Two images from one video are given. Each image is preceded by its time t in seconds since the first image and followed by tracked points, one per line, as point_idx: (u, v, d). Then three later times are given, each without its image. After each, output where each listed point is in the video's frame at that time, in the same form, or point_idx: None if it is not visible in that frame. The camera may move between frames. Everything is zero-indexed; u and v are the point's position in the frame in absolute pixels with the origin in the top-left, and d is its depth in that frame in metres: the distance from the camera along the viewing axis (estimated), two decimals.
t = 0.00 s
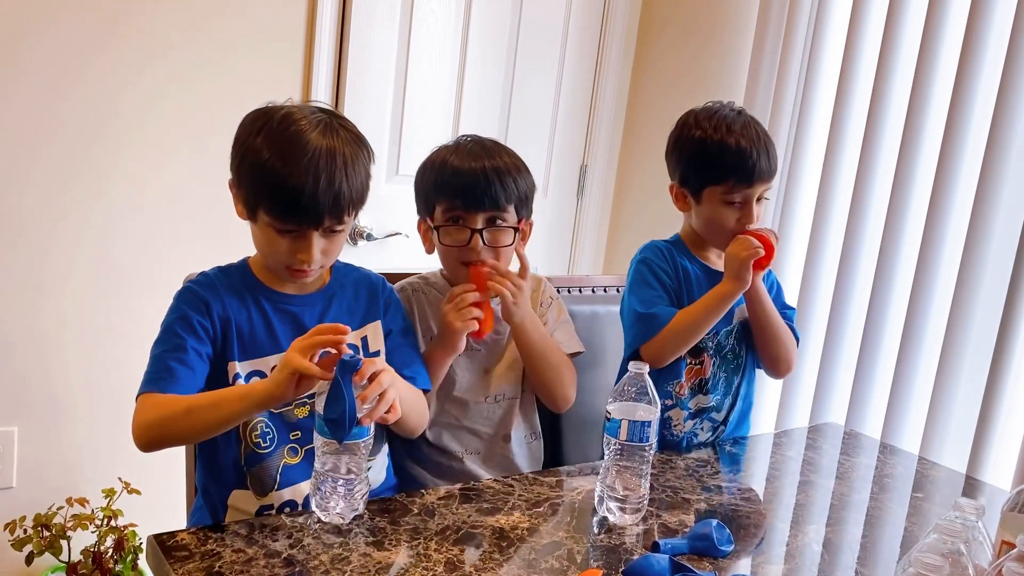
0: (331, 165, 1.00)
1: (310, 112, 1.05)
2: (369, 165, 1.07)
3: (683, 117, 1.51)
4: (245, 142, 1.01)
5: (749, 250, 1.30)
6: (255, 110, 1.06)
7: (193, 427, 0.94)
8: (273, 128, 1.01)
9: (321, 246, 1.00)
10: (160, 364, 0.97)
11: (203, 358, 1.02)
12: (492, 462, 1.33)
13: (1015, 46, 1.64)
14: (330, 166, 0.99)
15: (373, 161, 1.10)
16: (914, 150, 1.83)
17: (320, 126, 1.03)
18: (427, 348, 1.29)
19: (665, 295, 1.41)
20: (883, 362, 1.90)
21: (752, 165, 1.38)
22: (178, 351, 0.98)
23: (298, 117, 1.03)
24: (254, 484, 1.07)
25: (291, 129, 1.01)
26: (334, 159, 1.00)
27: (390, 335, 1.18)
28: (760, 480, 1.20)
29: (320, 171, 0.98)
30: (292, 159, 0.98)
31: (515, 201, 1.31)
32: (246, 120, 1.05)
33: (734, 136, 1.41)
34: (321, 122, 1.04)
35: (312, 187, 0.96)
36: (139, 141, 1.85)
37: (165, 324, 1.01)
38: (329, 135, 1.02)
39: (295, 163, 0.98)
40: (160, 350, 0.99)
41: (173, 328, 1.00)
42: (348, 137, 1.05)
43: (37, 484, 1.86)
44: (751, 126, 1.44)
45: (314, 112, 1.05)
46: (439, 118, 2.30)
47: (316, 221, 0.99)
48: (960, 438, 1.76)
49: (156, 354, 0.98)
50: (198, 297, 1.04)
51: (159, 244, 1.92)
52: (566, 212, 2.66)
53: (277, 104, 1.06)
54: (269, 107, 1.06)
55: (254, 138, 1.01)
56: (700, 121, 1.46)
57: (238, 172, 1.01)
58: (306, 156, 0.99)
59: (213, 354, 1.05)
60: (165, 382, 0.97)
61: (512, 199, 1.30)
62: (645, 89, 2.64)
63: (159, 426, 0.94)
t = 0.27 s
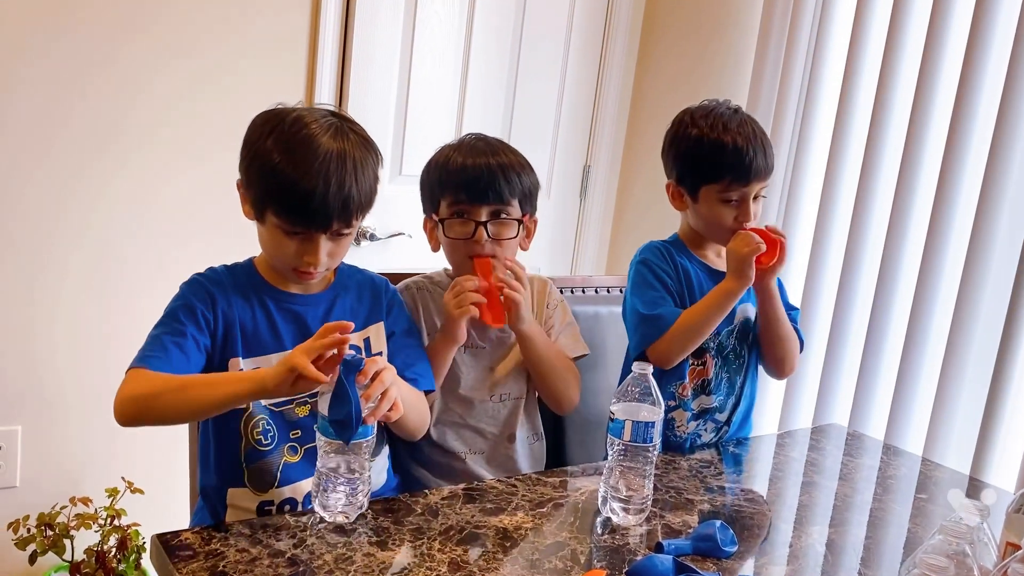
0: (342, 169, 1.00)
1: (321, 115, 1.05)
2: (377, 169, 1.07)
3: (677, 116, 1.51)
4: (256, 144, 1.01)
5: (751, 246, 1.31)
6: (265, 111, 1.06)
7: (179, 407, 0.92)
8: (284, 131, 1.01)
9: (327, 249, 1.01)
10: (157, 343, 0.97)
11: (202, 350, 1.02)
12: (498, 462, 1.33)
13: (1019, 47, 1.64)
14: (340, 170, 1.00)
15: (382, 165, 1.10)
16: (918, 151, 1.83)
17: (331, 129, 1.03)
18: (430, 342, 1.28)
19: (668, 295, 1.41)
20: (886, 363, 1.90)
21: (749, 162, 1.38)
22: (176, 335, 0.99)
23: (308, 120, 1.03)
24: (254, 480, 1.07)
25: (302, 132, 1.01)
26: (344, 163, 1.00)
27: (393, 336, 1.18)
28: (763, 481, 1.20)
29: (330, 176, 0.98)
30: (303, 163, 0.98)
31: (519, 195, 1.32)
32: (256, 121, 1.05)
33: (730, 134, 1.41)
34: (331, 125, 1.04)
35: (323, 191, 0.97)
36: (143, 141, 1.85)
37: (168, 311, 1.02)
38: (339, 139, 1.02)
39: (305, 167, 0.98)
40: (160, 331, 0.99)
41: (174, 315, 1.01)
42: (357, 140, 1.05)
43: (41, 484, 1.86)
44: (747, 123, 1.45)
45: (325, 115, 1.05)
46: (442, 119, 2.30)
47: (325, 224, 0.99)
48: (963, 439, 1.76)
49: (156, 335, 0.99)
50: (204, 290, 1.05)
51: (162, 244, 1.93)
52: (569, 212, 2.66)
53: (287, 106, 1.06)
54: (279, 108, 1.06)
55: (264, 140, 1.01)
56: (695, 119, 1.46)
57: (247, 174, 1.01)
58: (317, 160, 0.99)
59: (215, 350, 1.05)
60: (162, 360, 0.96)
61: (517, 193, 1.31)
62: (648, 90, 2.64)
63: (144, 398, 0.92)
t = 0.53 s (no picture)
0: (346, 169, 1.00)
1: (325, 115, 1.05)
2: (381, 169, 1.07)
3: (667, 119, 1.53)
4: (260, 144, 1.01)
5: (751, 238, 1.31)
6: (270, 111, 1.06)
7: (179, 395, 0.91)
8: (289, 131, 1.01)
9: (332, 249, 1.01)
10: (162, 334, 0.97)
11: (205, 345, 1.02)
12: (497, 464, 1.33)
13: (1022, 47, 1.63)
14: (344, 169, 1.00)
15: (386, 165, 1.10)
16: (920, 151, 1.82)
17: (335, 129, 1.03)
18: (430, 338, 1.29)
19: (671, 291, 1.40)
20: (888, 364, 1.89)
21: (738, 151, 1.39)
22: (182, 327, 0.99)
23: (313, 120, 1.03)
24: (255, 477, 1.07)
25: (306, 132, 1.01)
26: (348, 163, 1.01)
27: (395, 336, 1.18)
28: (765, 482, 1.20)
29: (334, 175, 0.98)
30: (307, 162, 0.98)
31: (524, 195, 1.32)
32: (260, 121, 1.05)
33: (717, 126, 1.42)
34: (336, 125, 1.04)
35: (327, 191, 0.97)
36: (146, 141, 1.86)
37: (173, 305, 1.02)
38: (343, 139, 1.02)
39: (310, 167, 0.98)
40: (165, 322, 0.99)
41: (179, 308, 1.01)
42: (361, 140, 1.05)
43: (44, 483, 1.86)
44: (736, 116, 1.46)
45: (329, 116, 1.05)
46: (445, 119, 2.30)
47: (330, 224, 0.99)
48: (966, 440, 1.76)
49: (161, 325, 0.98)
50: (210, 286, 1.05)
51: (165, 243, 1.93)
52: (571, 213, 2.66)
53: (292, 106, 1.07)
54: (283, 109, 1.06)
55: (269, 141, 1.01)
56: (683, 117, 1.49)
57: (252, 174, 1.01)
58: (322, 159, 0.99)
59: (218, 348, 1.05)
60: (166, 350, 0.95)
61: (522, 193, 1.31)
62: (650, 90, 2.64)
63: (144, 382, 0.91)
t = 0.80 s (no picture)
0: (350, 168, 1.00)
1: (328, 115, 1.05)
2: (384, 168, 1.07)
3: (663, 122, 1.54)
4: (263, 144, 1.01)
5: (749, 228, 1.30)
6: (273, 110, 1.06)
7: (186, 395, 0.92)
8: (292, 130, 1.01)
9: (334, 248, 1.01)
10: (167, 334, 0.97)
11: (209, 344, 1.02)
12: (497, 464, 1.33)
13: None
14: (348, 169, 1.00)
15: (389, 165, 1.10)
16: (922, 151, 1.82)
17: (339, 129, 1.03)
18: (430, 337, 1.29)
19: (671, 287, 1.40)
20: (890, 364, 1.89)
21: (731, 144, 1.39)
22: (186, 327, 0.99)
23: (316, 120, 1.03)
24: (256, 475, 1.07)
25: (310, 132, 1.01)
26: (352, 162, 1.01)
27: (397, 335, 1.18)
28: (766, 482, 1.20)
29: (338, 175, 0.99)
30: (311, 161, 0.99)
31: (524, 197, 1.32)
32: (263, 121, 1.05)
33: (711, 122, 1.43)
34: (339, 125, 1.04)
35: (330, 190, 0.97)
36: (148, 141, 1.86)
37: (177, 304, 1.02)
38: (347, 138, 1.03)
39: (313, 166, 0.98)
40: (170, 322, 0.99)
41: (183, 307, 1.01)
42: (365, 140, 1.05)
43: (46, 482, 1.87)
44: (730, 112, 1.46)
45: (332, 116, 1.06)
46: (447, 119, 2.30)
47: (333, 223, 0.99)
48: (968, 441, 1.76)
49: (165, 326, 0.98)
50: (212, 286, 1.05)
51: (166, 243, 1.93)
52: (573, 213, 2.66)
53: (295, 106, 1.07)
54: (287, 108, 1.06)
55: (272, 140, 1.01)
56: (678, 116, 1.49)
57: (256, 174, 1.01)
58: (325, 158, 0.99)
59: (221, 346, 1.06)
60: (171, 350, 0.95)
61: (522, 194, 1.31)
62: (652, 91, 2.64)
63: (150, 383, 0.91)
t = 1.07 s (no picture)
0: (352, 166, 1.00)
1: (330, 114, 1.05)
2: (387, 167, 1.07)
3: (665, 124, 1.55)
4: (265, 144, 1.02)
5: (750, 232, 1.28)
6: (275, 110, 1.06)
7: (195, 412, 0.93)
8: (294, 129, 1.01)
9: (338, 247, 1.01)
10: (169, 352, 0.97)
11: (212, 351, 1.02)
12: (498, 464, 1.33)
13: None
14: (350, 167, 1.00)
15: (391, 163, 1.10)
16: (925, 151, 1.82)
17: (341, 128, 1.04)
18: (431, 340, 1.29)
19: (668, 287, 1.41)
20: (891, 364, 1.89)
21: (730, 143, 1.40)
22: (187, 342, 0.98)
23: (318, 119, 1.03)
24: (258, 477, 1.08)
25: (312, 130, 1.01)
26: (354, 161, 1.01)
27: (400, 336, 1.18)
28: (768, 482, 1.20)
29: (340, 173, 0.99)
30: (313, 160, 0.99)
31: (522, 195, 1.32)
32: (266, 120, 1.05)
33: (713, 121, 1.43)
34: (342, 124, 1.04)
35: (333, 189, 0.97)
36: (150, 140, 1.86)
37: (177, 316, 1.01)
38: (349, 137, 1.03)
39: (315, 165, 0.98)
40: (170, 338, 0.98)
41: (184, 319, 1.00)
42: (367, 138, 1.05)
43: (48, 481, 1.87)
44: (731, 112, 1.46)
45: (334, 114, 1.06)
46: (449, 119, 2.30)
47: (336, 221, 0.99)
48: (969, 441, 1.75)
49: (165, 342, 0.98)
50: (211, 292, 1.04)
51: (169, 242, 1.93)
52: (575, 213, 2.66)
53: (297, 106, 1.07)
54: (289, 108, 1.06)
55: (274, 139, 1.01)
56: (679, 117, 1.50)
57: (258, 174, 1.01)
58: (328, 157, 0.99)
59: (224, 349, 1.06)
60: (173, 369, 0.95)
61: (521, 194, 1.31)
62: (654, 91, 2.64)
63: (157, 403, 0.93)
